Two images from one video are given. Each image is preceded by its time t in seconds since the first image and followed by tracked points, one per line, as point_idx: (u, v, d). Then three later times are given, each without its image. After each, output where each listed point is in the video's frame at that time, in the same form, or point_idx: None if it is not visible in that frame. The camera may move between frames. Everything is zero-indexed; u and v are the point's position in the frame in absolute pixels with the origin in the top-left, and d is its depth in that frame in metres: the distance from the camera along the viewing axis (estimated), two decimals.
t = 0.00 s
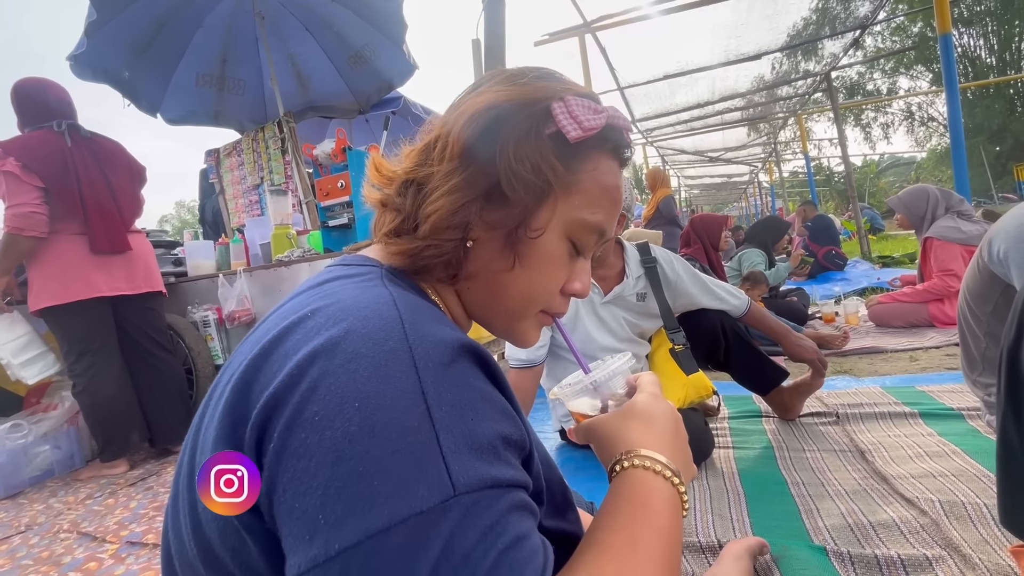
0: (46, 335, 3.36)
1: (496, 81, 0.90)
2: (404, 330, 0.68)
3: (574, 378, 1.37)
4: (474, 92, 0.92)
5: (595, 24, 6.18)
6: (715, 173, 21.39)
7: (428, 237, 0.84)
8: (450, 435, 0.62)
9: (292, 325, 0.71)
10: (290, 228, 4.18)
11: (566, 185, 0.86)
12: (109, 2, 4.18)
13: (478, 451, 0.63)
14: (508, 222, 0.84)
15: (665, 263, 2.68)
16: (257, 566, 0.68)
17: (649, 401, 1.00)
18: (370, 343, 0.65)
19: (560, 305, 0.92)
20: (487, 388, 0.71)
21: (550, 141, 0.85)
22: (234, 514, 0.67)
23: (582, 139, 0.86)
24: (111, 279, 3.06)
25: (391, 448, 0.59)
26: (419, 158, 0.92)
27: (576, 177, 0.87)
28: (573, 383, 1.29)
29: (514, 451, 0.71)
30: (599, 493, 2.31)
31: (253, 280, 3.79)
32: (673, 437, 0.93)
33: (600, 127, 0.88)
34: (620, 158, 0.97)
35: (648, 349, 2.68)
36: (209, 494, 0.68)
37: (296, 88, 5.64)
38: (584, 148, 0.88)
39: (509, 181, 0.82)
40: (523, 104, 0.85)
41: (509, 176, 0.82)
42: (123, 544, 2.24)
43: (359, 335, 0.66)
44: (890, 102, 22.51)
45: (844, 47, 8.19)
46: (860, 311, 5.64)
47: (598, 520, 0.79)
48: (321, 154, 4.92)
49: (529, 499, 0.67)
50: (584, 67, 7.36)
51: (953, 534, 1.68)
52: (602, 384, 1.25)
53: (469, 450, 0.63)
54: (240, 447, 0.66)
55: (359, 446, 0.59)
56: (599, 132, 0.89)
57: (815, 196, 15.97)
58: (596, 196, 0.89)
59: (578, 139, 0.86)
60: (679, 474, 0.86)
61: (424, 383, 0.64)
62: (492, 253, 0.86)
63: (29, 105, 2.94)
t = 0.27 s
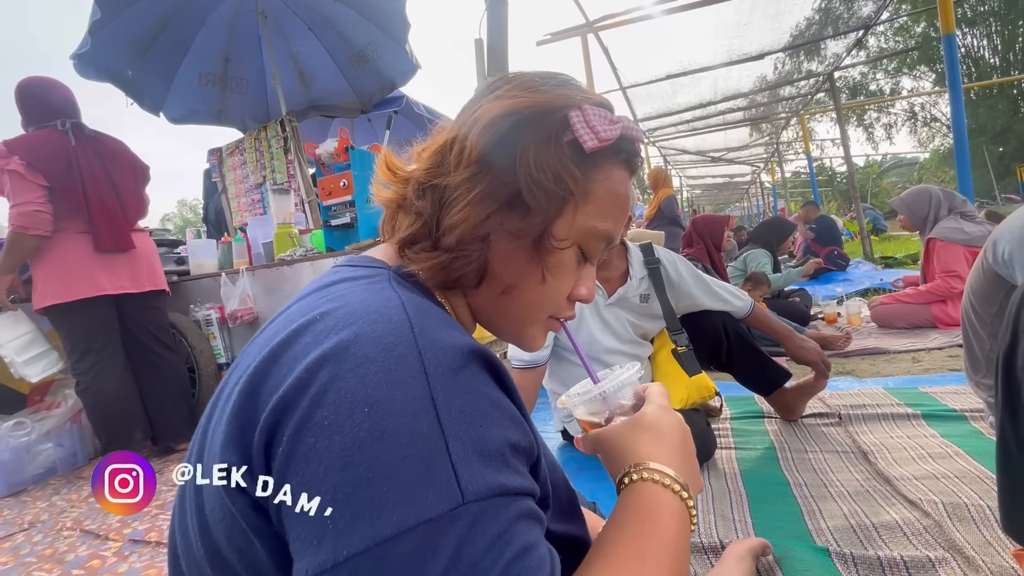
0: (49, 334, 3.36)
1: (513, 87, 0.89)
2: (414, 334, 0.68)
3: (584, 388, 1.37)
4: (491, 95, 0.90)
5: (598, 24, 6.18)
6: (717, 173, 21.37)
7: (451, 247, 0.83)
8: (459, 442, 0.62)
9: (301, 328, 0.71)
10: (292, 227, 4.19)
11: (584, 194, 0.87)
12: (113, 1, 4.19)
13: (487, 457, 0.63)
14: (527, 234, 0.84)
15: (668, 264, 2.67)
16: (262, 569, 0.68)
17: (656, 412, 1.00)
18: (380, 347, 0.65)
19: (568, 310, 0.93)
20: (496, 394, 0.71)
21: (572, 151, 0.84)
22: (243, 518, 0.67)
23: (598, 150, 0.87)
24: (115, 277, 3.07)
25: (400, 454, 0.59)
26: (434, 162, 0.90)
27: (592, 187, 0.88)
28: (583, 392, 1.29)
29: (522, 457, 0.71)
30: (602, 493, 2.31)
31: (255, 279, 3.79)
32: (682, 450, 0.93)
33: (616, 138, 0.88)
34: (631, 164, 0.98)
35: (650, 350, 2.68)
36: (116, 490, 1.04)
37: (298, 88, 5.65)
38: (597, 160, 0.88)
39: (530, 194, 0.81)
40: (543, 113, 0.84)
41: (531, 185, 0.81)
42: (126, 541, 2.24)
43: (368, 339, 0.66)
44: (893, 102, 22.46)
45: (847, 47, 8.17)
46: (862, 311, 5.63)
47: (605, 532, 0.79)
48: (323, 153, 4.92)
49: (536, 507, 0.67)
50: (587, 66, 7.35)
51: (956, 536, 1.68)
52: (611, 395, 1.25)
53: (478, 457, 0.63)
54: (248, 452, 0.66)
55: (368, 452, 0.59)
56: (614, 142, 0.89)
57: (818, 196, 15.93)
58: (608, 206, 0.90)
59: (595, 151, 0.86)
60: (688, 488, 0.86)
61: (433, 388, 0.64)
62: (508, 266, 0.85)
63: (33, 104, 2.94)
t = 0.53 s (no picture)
0: (53, 332, 3.37)
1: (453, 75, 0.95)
2: (439, 336, 0.69)
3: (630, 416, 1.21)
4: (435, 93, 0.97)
5: (600, 24, 6.18)
6: (718, 173, 21.34)
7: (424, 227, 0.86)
8: (490, 446, 0.64)
9: (322, 327, 0.71)
10: (294, 226, 4.20)
11: (539, 136, 0.86)
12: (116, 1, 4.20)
13: (513, 461, 0.66)
14: (495, 187, 0.84)
15: (670, 265, 2.68)
16: (285, 567, 0.69)
17: (691, 463, 1.01)
18: (407, 349, 0.66)
19: (575, 263, 0.88)
20: (520, 398, 0.73)
21: (511, 101, 0.86)
22: (267, 515, 0.67)
23: (540, 90, 0.87)
24: (119, 276, 3.08)
25: (432, 456, 0.60)
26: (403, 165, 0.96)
27: (547, 126, 0.87)
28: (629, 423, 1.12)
29: (543, 461, 0.74)
30: (604, 493, 2.32)
31: (257, 278, 3.80)
32: (704, 506, 0.96)
33: (557, 75, 0.88)
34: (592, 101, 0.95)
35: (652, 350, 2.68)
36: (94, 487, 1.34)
37: (301, 87, 5.66)
38: (545, 99, 0.88)
39: (479, 149, 0.83)
40: (476, 82, 0.88)
41: (478, 145, 0.83)
42: (129, 539, 2.25)
43: (395, 340, 0.66)
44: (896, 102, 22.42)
45: (850, 47, 8.15)
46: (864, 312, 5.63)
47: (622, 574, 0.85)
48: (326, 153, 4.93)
49: (556, 511, 0.70)
50: (589, 66, 7.35)
51: (958, 537, 1.68)
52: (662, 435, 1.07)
53: (506, 462, 0.65)
54: (274, 451, 0.66)
55: (402, 454, 0.60)
56: (558, 79, 0.89)
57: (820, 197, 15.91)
58: (572, 140, 0.88)
59: (534, 91, 0.86)
60: (700, 539, 0.91)
61: (462, 392, 0.65)
62: (486, 231, 0.86)
63: (38, 102, 2.95)
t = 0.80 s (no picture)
0: (54, 331, 3.38)
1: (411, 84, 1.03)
2: (439, 339, 0.70)
3: (673, 447, 1.25)
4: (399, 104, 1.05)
5: (601, 23, 6.18)
6: (720, 173, 21.32)
7: (394, 218, 0.90)
8: (491, 450, 0.65)
9: (321, 326, 0.71)
10: (296, 226, 4.20)
11: (493, 114, 0.89)
12: None
13: (512, 463, 0.67)
14: (456, 167, 0.87)
15: (670, 264, 2.69)
16: (286, 566, 0.69)
17: (719, 506, 1.00)
18: (409, 353, 0.66)
19: (557, 231, 0.88)
20: (519, 403, 0.74)
21: (460, 87, 0.91)
22: (268, 516, 0.67)
23: (485, 73, 0.92)
24: (120, 275, 3.08)
25: (435, 459, 0.61)
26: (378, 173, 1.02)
27: (501, 103, 0.90)
28: (670, 454, 1.16)
29: (539, 464, 0.75)
30: (605, 493, 2.32)
31: (259, 277, 3.80)
32: (720, 550, 0.96)
33: (502, 57, 0.93)
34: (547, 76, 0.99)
35: (653, 350, 2.68)
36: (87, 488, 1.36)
37: (302, 86, 5.66)
38: (494, 80, 0.92)
39: (435, 138, 0.89)
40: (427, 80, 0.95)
41: (434, 133, 0.89)
42: (130, 538, 2.25)
43: (395, 343, 0.67)
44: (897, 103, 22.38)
45: (851, 47, 8.13)
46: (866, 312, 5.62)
47: None
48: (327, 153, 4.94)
49: (552, 515, 0.71)
50: (590, 66, 7.34)
51: (959, 539, 1.68)
52: (699, 472, 1.11)
53: (506, 465, 0.66)
54: (275, 452, 0.66)
55: (406, 459, 0.60)
56: (504, 61, 0.94)
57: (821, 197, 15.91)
58: (529, 112, 0.91)
59: (479, 75, 0.91)
60: None
61: (464, 396, 0.66)
62: (457, 212, 0.88)
63: (42, 101, 2.96)
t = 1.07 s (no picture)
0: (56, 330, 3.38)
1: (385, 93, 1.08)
2: (420, 338, 0.69)
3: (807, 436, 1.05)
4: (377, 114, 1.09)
5: (603, 23, 6.17)
6: (721, 173, 21.30)
7: (373, 215, 0.92)
8: (468, 451, 0.64)
9: (308, 325, 0.72)
10: (297, 226, 4.21)
11: (459, 105, 0.92)
12: None
13: (492, 464, 0.66)
14: (426, 159, 0.89)
15: (669, 265, 2.69)
16: (275, 565, 0.70)
17: (848, 526, 0.85)
18: (387, 351, 0.66)
19: (537, 209, 0.87)
20: (506, 402, 0.72)
21: (427, 84, 0.94)
22: (251, 514, 0.68)
23: (451, 67, 0.94)
24: (123, 274, 3.09)
25: (406, 458, 0.61)
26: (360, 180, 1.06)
27: (466, 94, 0.93)
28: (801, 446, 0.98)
29: (527, 463, 0.73)
30: (605, 494, 2.31)
31: (260, 277, 3.80)
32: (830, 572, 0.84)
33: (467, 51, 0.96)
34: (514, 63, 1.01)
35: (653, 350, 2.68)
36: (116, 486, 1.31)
37: (304, 86, 5.67)
38: (461, 73, 0.95)
39: (405, 135, 0.92)
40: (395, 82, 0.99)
41: (404, 131, 0.92)
42: (132, 538, 2.26)
43: (374, 342, 0.67)
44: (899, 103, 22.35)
45: (853, 47, 8.12)
46: (867, 313, 5.62)
47: None
48: (329, 153, 4.95)
49: (538, 516, 0.69)
50: (591, 65, 7.34)
51: (961, 541, 1.68)
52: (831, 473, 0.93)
53: (486, 465, 0.65)
54: (256, 451, 0.67)
55: (376, 458, 0.60)
56: (470, 55, 0.97)
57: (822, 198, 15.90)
58: (497, 99, 0.93)
59: (444, 69, 0.94)
60: None
61: (440, 395, 0.65)
62: (433, 203, 0.89)
63: (47, 101, 2.96)
